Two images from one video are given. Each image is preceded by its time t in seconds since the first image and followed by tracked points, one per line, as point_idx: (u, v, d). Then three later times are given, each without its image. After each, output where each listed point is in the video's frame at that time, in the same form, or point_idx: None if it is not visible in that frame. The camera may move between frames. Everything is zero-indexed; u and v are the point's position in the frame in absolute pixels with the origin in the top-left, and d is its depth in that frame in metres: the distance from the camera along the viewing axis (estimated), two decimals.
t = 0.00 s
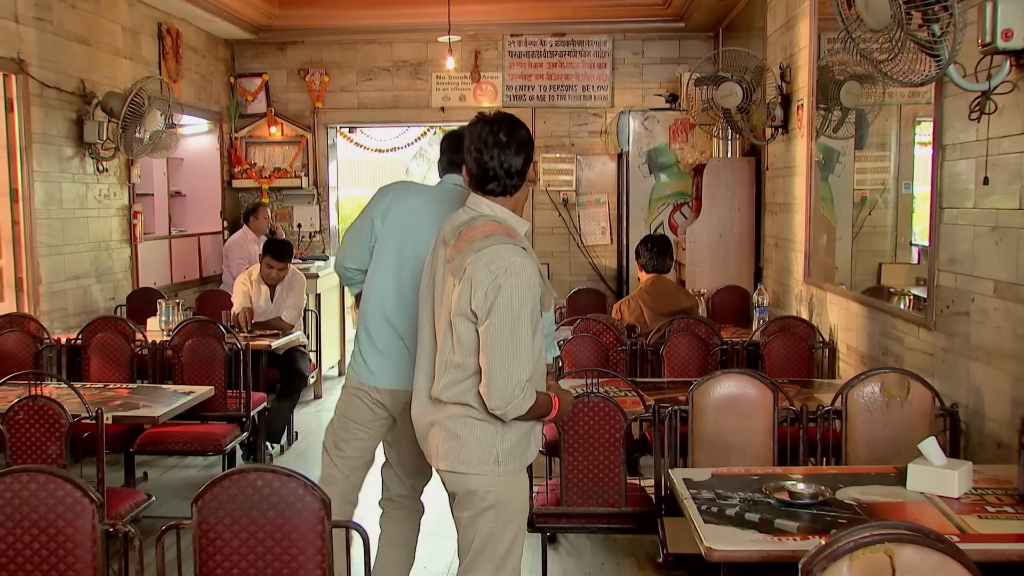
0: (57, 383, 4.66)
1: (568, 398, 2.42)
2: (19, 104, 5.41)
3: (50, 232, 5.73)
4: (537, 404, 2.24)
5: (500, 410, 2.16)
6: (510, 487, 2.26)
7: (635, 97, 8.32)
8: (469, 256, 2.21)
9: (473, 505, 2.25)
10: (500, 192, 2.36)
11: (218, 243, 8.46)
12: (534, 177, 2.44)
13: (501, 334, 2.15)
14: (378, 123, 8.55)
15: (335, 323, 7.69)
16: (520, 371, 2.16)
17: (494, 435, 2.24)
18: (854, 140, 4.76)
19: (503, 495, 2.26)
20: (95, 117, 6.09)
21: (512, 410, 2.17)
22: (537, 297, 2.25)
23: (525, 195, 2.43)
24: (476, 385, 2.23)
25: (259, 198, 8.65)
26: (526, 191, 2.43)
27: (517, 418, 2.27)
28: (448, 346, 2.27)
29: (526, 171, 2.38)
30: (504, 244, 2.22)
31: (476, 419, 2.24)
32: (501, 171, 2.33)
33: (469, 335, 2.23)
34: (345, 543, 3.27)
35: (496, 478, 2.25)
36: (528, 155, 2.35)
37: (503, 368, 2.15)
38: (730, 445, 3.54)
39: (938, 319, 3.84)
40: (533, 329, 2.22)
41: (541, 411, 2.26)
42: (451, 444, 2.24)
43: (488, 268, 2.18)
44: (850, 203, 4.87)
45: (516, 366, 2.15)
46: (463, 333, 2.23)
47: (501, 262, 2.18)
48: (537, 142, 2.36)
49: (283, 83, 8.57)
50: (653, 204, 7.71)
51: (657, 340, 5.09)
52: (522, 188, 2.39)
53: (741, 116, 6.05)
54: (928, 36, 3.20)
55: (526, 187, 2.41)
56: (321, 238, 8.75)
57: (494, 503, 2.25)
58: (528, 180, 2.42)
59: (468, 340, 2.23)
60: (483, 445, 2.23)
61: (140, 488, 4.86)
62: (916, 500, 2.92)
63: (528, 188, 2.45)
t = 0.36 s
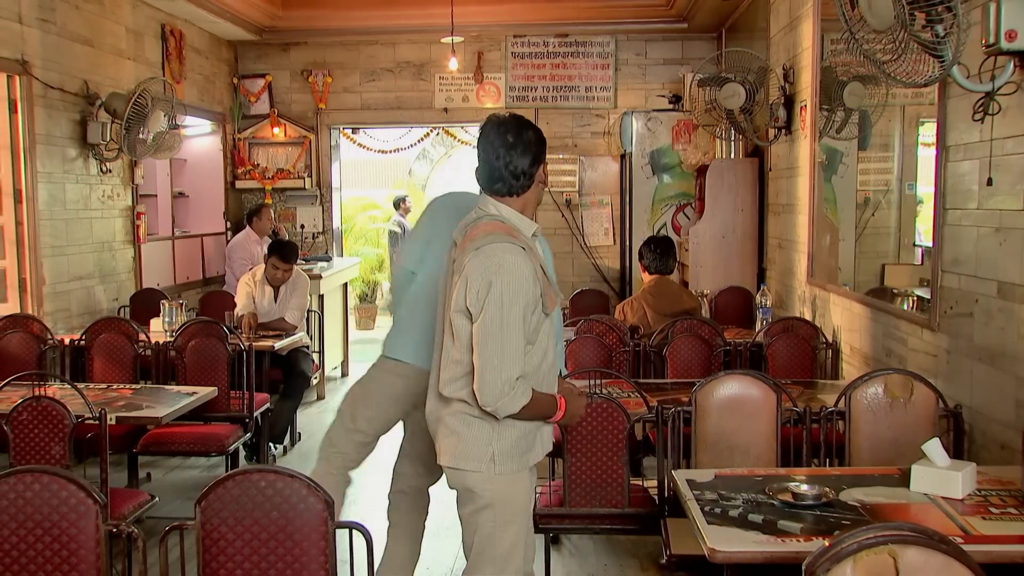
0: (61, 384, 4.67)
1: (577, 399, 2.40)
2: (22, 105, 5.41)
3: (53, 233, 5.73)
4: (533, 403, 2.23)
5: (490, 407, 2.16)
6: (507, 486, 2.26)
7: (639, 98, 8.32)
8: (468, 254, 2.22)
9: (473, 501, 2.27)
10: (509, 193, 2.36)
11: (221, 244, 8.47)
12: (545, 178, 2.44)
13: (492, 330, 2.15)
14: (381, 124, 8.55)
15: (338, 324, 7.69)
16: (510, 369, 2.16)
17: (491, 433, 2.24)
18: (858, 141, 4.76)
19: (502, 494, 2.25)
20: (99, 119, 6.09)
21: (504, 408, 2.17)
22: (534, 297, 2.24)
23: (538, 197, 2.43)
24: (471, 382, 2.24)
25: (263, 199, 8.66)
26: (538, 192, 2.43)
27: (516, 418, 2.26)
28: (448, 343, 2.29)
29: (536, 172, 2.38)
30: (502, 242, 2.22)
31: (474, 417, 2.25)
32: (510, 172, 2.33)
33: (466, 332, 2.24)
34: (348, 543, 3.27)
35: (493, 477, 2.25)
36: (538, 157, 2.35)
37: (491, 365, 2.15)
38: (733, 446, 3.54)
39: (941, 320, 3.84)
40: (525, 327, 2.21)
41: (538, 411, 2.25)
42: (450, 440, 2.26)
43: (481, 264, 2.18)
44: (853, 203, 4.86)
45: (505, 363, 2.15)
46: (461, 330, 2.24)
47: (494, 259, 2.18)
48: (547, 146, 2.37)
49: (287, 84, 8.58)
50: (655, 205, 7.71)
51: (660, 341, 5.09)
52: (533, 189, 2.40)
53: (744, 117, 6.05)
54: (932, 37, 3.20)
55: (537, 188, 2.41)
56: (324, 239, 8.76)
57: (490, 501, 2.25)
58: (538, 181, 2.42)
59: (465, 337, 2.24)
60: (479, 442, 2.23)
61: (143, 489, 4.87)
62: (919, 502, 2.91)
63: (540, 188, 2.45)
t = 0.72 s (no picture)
0: (66, 385, 4.68)
1: (585, 397, 2.38)
2: (28, 106, 5.42)
3: (59, 234, 5.74)
4: (521, 395, 2.22)
5: (472, 395, 2.20)
6: (506, 477, 2.27)
7: (643, 100, 8.31)
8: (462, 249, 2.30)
9: (475, 491, 2.31)
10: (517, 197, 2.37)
11: (225, 245, 8.47)
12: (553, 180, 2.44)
13: (472, 320, 2.20)
14: (386, 125, 8.55)
15: (342, 325, 7.69)
16: (488, 357, 2.19)
17: (489, 424, 2.27)
18: (863, 142, 4.75)
19: (500, 485, 2.27)
20: (104, 120, 6.10)
21: (484, 396, 2.19)
22: (523, 290, 2.26)
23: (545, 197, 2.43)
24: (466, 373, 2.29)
25: (267, 201, 8.67)
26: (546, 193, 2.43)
27: (515, 411, 2.27)
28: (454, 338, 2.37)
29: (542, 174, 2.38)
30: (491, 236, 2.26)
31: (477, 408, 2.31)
32: (515, 173, 2.34)
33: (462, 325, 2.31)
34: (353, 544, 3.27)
35: (492, 467, 2.27)
36: (541, 158, 2.35)
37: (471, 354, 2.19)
38: (738, 448, 3.53)
39: (947, 321, 3.83)
40: (510, 318, 2.23)
41: (530, 404, 2.24)
42: (458, 431, 2.35)
43: (470, 257, 2.25)
44: (858, 204, 4.85)
45: (482, 351, 2.18)
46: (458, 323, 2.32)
47: (479, 251, 2.23)
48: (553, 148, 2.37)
49: (291, 85, 8.58)
50: (660, 207, 7.67)
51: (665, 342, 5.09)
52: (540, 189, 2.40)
53: (749, 118, 6.04)
54: (938, 38, 3.19)
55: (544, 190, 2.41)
56: (329, 240, 8.75)
57: (490, 492, 2.28)
58: (547, 182, 2.41)
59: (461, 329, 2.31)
60: (478, 432, 2.28)
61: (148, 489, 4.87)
62: (925, 503, 2.91)
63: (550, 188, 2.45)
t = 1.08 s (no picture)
0: (75, 386, 4.70)
1: (577, 395, 2.33)
2: (38, 109, 5.44)
3: (68, 236, 5.76)
4: (503, 384, 2.23)
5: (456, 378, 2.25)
6: (495, 468, 2.28)
7: (650, 102, 8.31)
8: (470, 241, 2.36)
9: (468, 481, 2.34)
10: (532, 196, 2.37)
11: (233, 247, 8.49)
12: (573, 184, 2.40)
13: (460, 306, 2.26)
14: (394, 127, 8.56)
15: (349, 327, 7.70)
16: (471, 343, 2.24)
17: (478, 414, 2.30)
18: (870, 144, 4.74)
19: (489, 475, 2.29)
20: (112, 123, 6.12)
21: (466, 380, 2.24)
22: (516, 284, 2.27)
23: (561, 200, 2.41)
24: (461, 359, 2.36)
25: (275, 203, 8.69)
26: (563, 196, 2.40)
27: (502, 402, 2.28)
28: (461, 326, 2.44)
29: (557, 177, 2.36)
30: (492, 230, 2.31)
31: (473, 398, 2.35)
32: (528, 174, 2.34)
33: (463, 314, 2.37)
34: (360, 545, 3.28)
35: (481, 458, 2.29)
36: (555, 160, 2.33)
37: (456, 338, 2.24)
38: (746, 450, 3.52)
39: (956, 324, 3.82)
40: (499, 309, 2.25)
41: (512, 394, 2.24)
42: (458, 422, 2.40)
43: (470, 248, 2.31)
44: (866, 206, 4.84)
45: (464, 336, 2.23)
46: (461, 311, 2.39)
47: (477, 242, 2.28)
48: (569, 150, 2.34)
49: (299, 87, 8.60)
50: (668, 208, 7.67)
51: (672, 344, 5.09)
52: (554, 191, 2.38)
53: (756, 120, 6.03)
54: (946, 40, 3.19)
55: (562, 192, 2.39)
56: (336, 242, 8.76)
57: (479, 481, 2.31)
58: (567, 184, 2.39)
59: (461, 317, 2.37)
60: (468, 422, 2.31)
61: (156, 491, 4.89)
62: (934, 506, 2.90)
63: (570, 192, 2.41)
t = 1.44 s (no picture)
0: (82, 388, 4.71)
1: (563, 395, 2.27)
2: (45, 111, 5.45)
3: (74, 238, 5.77)
4: (487, 374, 2.23)
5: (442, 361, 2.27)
6: (490, 463, 2.28)
7: (656, 104, 8.31)
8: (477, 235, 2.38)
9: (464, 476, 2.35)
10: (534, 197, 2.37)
11: (239, 249, 8.50)
12: (570, 188, 2.33)
13: (455, 293, 2.27)
14: (400, 129, 8.56)
15: (355, 329, 7.70)
16: (459, 327, 2.24)
17: (473, 409, 2.31)
18: (877, 146, 4.73)
19: (483, 470, 2.29)
20: (119, 125, 6.13)
21: (451, 365, 2.25)
22: (513, 277, 2.27)
23: (558, 206, 2.36)
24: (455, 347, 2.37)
25: (281, 205, 8.70)
26: (556, 202, 2.34)
27: (495, 397, 2.28)
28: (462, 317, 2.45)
29: (545, 180, 2.33)
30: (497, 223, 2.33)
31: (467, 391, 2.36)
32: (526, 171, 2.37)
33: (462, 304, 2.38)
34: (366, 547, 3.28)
35: (476, 453, 2.30)
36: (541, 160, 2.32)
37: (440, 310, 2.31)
38: (752, 452, 3.52)
39: (963, 326, 3.81)
40: (495, 300, 2.26)
41: (495, 385, 2.23)
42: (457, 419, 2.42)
43: (475, 240, 2.33)
44: (872, 208, 4.83)
45: (454, 320, 2.24)
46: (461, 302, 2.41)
47: (480, 234, 2.30)
48: (560, 152, 2.29)
49: (305, 89, 8.61)
50: (673, 210, 7.69)
51: (678, 346, 5.07)
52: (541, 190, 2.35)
53: (762, 122, 6.03)
54: (953, 41, 3.18)
55: (555, 198, 2.34)
56: (341, 244, 8.77)
57: (473, 476, 2.31)
58: (566, 189, 2.33)
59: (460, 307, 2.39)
60: (465, 417, 2.33)
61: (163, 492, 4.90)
62: (941, 509, 2.89)
63: (574, 200, 2.35)
